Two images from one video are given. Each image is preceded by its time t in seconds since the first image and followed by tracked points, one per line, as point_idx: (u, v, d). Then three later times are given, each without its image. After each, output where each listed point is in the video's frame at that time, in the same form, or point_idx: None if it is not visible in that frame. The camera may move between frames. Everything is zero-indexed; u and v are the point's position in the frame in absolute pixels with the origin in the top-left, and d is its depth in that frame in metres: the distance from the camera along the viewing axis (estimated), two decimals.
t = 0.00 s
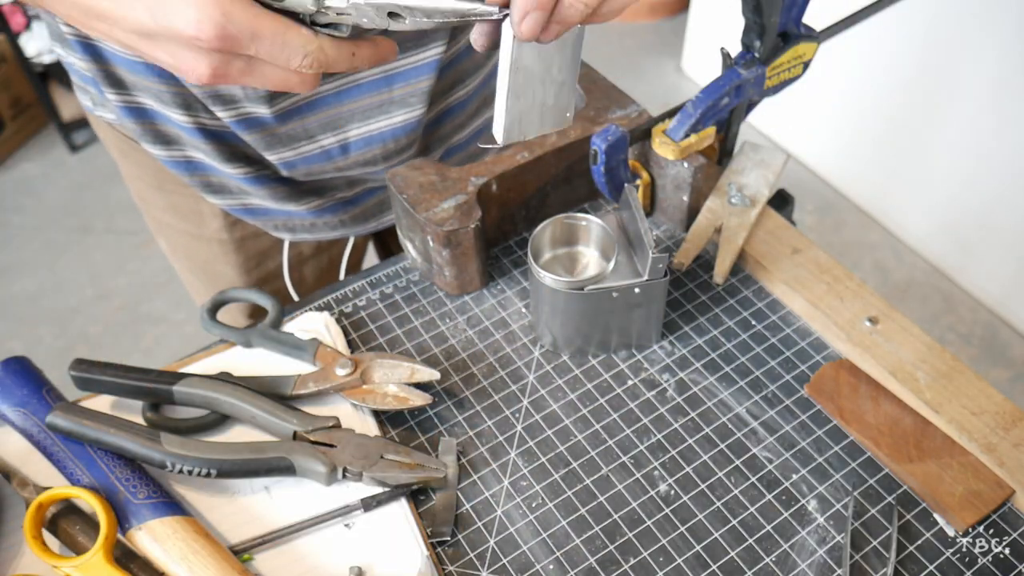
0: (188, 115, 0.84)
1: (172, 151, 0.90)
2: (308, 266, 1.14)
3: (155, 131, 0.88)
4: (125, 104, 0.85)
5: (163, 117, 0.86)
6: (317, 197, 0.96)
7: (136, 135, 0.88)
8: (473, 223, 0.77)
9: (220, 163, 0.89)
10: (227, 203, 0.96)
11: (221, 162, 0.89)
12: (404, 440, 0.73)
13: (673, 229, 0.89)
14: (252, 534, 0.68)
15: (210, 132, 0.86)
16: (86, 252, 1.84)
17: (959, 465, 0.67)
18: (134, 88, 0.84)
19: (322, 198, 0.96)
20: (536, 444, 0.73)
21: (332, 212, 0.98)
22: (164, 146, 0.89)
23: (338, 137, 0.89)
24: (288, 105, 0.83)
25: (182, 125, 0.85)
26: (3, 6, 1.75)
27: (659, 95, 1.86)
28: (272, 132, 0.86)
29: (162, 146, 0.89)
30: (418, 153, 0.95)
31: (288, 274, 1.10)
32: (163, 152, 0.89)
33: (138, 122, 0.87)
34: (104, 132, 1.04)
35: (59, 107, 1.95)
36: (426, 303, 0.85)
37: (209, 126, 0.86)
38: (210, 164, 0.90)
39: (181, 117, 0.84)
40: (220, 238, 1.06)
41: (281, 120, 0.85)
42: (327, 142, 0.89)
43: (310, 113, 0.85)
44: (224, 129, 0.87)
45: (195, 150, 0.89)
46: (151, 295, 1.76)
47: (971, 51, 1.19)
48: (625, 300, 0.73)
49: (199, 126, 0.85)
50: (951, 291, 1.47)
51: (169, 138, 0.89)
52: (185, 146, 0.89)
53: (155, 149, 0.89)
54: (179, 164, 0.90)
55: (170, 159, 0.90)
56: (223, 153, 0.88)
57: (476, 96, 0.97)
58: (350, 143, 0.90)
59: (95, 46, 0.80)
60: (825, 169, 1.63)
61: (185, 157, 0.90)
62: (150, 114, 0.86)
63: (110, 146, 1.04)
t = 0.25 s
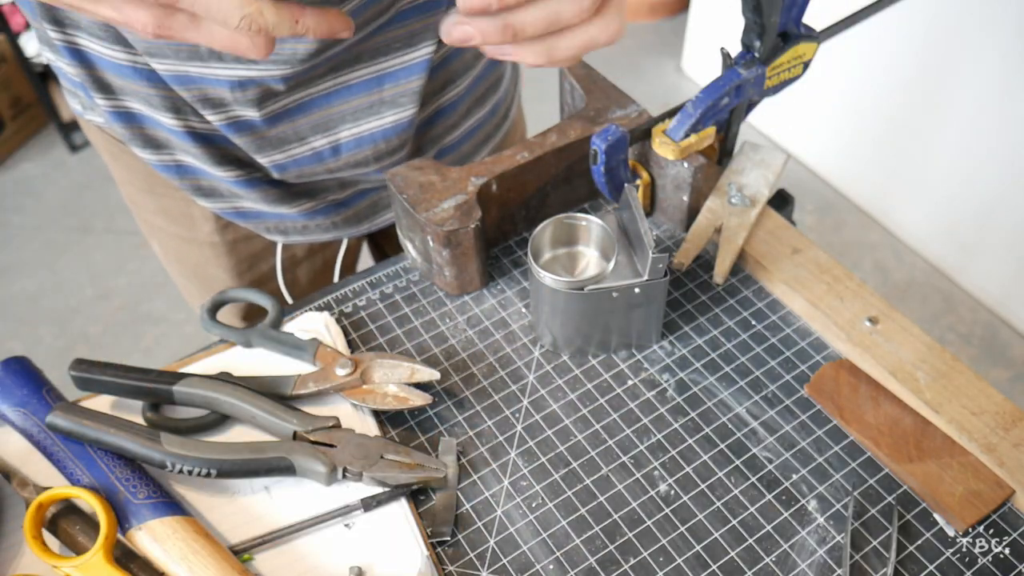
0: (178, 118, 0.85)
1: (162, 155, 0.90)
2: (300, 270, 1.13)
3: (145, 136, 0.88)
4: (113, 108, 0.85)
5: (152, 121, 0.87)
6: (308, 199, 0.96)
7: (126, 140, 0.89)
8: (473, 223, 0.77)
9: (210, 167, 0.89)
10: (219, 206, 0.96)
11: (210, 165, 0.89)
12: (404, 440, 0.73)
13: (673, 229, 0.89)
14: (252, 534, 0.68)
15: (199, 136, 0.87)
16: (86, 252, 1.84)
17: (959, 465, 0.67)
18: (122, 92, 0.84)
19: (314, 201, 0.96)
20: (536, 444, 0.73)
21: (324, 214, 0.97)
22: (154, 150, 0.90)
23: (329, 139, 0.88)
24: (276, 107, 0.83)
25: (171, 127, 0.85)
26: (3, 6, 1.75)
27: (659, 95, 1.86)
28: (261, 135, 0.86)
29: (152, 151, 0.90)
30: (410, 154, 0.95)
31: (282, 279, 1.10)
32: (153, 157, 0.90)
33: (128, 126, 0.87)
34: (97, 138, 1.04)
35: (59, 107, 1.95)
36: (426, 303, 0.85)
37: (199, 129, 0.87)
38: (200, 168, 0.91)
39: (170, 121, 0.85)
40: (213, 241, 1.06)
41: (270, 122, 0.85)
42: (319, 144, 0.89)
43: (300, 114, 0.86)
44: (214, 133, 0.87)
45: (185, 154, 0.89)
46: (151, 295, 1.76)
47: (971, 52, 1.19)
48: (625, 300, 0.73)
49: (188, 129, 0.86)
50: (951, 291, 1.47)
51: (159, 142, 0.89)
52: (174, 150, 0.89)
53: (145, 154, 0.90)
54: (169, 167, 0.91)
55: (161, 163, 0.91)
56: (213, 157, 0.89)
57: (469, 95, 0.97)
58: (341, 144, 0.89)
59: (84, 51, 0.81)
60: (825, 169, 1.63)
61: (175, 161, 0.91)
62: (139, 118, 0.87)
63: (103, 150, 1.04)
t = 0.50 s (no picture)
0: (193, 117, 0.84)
1: (173, 153, 0.90)
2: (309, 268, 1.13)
3: (156, 133, 0.88)
4: (127, 106, 0.85)
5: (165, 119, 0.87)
6: (319, 198, 0.95)
7: (138, 137, 0.89)
8: (473, 223, 0.77)
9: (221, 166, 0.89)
10: (229, 205, 0.96)
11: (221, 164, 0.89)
12: (404, 441, 0.73)
13: (673, 230, 0.89)
14: (252, 534, 0.68)
15: (210, 133, 0.87)
16: (86, 252, 1.84)
17: (959, 465, 0.67)
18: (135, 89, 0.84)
19: (324, 200, 0.96)
20: (536, 444, 0.73)
21: (334, 214, 0.97)
22: (166, 148, 0.89)
23: (340, 140, 0.89)
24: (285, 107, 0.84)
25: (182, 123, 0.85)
26: (3, 6, 1.75)
27: (659, 95, 1.86)
28: (273, 135, 0.86)
29: (164, 148, 0.89)
30: (419, 154, 0.94)
31: (289, 276, 1.10)
32: (164, 154, 0.89)
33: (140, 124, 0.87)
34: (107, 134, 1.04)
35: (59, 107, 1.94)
36: (426, 303, 0.85)
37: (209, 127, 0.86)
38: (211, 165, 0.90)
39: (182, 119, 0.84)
40: (223, 239, 1.06)
41: (281, 122, 0.85)
42: (329, 145, 0.89)
43: (310, 115, 0.86)
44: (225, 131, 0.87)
45: (197, 151, 0.89)
46: (151, 295, 1.76)
47: (972, 52, 1.19)
48: (625, 300, 0.73)
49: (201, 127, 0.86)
50: (951, 291, 1.47)
51: (171, 140, 0.89)
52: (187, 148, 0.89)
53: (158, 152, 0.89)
54: (181, 165, 0.90)
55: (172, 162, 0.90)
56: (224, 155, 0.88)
57: (479, 96, 0.97)
58: (352, 146, 0.89)
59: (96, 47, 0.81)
60: (825, 169, 1.63)
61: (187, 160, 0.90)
62: (151, 115, 0.87)
63: (113, 148, 1.04)
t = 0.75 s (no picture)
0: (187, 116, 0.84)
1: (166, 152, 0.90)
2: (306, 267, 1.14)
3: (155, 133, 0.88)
4: (123, 106, 0.85)
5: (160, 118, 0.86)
6: (316, 198, 0.96)
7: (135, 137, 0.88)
8: (473, 223, 0.77)
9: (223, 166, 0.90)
10: (227, 205, 0.96)
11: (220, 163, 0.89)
12: (404, 441, 0.73)
13: (673, 230, 0.89)
14: (252, 534, 0.68)
15: (207, 134, 0.87)
16: (86, 252, 1.84)
17: (959, 465, 0.67)
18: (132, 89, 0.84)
19: (322, 198, 0.96)
20: (536, 444, 0.73)
21: (331, 212, 0.97)
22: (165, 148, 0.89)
23: (337, 139, 0.88)
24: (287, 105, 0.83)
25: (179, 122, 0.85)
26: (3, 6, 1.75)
27: (659, 95, 1.86)
28: (269, 134, 0.86)
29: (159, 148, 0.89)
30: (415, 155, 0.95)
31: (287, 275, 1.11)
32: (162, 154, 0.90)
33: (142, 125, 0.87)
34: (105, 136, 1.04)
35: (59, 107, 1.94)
36: (426, 303, 0.85)
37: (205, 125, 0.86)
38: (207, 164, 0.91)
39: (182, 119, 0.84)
40: (219, 240, 1.06)
41: (278, 121, 0.85)
42: (325, 144, 0.88)
43: (308, 115, 0.86)
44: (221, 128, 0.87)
45: (192, 151, 0.89)
46: (151, 295, 1.76)
47: (973, 53, 1.19)
48: (625, 300, 0.73)
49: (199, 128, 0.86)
50: (951, 291, 1.47)
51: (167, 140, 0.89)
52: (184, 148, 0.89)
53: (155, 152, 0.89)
54: (178, 165, 0.90)
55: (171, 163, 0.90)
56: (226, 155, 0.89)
57: (477, 95, 0.97)
58: (348, 146, 0.89)
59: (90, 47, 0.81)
60: (825, 169, 1.63)
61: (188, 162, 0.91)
62: (147, 115, 0.87)
63: (110, 148, 1.04)
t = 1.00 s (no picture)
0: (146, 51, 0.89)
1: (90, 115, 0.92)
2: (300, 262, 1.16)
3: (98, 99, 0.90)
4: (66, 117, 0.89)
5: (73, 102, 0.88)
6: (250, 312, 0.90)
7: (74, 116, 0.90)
8: (473, 222, 0.77)
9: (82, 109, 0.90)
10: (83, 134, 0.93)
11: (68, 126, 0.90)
12: (405, 441, 0.73)
13: (673, 230, 0.89)
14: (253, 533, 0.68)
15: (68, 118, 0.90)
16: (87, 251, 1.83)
17: (959, 465, 0.67)
18: (39, 101, 0.84)
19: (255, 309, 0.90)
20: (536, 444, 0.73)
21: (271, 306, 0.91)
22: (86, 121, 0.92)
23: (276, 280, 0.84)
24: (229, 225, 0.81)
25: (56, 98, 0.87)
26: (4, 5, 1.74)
27: (659, 95, 1.86)
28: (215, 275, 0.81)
29: (76, 129, 0.92)
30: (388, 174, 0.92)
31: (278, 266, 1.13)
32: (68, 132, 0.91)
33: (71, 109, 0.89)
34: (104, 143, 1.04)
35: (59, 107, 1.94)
36: (426, 303, 0.85)
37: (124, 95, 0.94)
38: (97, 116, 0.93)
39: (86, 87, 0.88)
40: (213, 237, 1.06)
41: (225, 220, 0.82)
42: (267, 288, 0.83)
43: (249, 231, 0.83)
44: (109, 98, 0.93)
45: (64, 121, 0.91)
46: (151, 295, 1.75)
47: (974, 53, 1.19)
48: (625, 300, 0.73)
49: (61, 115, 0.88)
50: (951, 292, 1.47)
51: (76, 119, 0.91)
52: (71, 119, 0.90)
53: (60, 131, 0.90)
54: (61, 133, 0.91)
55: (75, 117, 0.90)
56: (109, 89, 0.91)
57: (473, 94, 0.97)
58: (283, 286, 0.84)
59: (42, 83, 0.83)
60: (825, 169, 1.63)
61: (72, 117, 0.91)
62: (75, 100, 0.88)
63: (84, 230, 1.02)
